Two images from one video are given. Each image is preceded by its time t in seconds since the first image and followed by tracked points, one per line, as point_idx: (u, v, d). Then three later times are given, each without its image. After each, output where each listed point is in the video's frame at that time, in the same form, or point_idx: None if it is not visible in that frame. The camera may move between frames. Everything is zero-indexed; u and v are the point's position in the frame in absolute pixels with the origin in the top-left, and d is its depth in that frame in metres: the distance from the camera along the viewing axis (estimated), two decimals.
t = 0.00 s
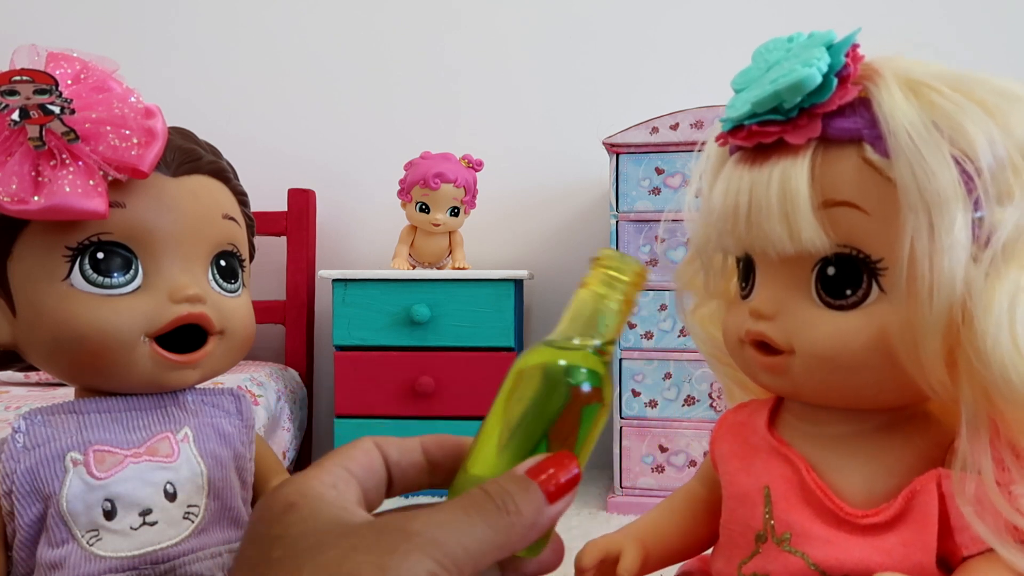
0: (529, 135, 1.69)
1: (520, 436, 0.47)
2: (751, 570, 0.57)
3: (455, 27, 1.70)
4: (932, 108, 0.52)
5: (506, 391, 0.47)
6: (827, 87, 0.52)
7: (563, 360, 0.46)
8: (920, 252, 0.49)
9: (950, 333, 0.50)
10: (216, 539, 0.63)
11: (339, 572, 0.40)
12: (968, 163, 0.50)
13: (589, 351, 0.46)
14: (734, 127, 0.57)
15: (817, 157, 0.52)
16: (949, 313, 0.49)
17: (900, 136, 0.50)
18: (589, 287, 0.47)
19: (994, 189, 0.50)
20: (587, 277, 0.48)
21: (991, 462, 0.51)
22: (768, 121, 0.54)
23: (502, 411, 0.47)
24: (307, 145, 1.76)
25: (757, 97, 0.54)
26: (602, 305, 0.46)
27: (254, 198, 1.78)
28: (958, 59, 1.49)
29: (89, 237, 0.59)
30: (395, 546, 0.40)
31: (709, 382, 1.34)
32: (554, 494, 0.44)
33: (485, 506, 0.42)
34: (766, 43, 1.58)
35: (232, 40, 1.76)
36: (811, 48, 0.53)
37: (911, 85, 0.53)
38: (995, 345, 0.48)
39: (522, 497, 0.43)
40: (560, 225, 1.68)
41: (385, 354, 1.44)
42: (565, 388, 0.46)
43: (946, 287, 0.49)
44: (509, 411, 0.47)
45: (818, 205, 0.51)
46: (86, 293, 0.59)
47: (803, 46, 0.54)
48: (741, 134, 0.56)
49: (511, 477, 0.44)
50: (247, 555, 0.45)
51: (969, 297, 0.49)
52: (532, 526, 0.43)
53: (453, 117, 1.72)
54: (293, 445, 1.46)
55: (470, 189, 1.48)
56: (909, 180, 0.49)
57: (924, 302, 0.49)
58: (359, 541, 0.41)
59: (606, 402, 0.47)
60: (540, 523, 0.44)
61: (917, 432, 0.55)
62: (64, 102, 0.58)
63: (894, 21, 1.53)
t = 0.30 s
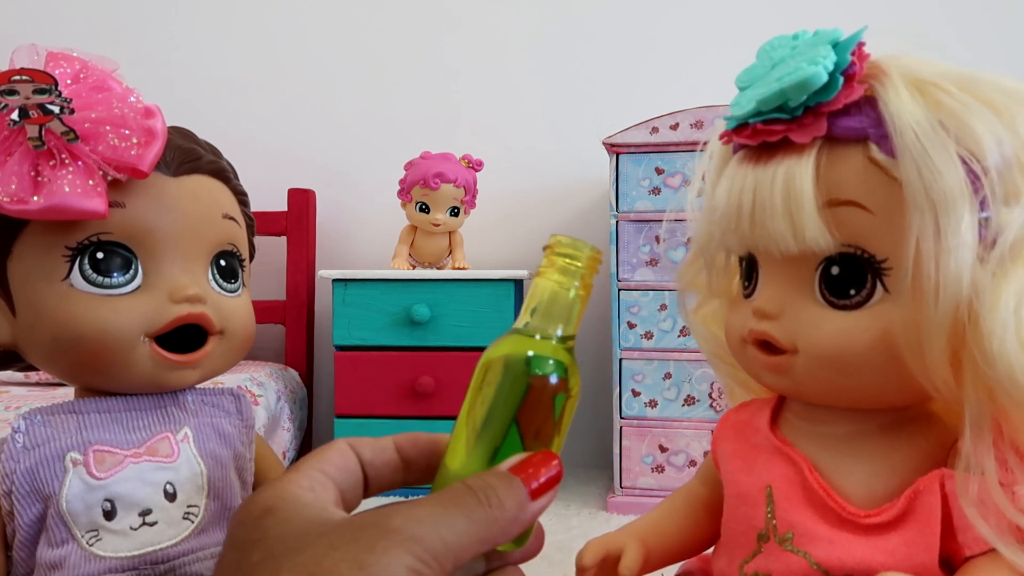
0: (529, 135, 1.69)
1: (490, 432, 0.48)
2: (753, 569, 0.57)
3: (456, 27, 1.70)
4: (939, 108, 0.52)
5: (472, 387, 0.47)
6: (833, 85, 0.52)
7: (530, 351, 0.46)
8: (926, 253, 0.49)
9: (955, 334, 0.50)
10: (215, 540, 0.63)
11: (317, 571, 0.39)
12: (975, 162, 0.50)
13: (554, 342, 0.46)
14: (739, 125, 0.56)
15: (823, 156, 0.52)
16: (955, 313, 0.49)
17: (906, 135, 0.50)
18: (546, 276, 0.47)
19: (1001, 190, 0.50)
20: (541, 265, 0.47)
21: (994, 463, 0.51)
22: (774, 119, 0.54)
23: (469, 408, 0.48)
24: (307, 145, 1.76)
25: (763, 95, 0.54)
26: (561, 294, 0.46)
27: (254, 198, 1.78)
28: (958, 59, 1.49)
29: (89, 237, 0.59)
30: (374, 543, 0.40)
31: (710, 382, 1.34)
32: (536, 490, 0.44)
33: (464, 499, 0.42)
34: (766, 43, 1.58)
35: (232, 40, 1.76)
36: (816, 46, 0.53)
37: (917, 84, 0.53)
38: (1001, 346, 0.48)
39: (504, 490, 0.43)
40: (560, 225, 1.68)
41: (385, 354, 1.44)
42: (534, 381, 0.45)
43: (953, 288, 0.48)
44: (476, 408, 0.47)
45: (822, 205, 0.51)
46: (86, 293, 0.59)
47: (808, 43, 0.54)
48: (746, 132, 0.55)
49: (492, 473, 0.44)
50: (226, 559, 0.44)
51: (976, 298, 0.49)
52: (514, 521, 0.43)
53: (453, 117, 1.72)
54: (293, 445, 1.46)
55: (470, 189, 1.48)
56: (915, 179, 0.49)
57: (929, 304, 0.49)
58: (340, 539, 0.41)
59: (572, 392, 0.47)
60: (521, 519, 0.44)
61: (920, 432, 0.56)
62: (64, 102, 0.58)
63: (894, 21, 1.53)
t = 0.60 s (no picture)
0: (529, 135, 1.69)
1: (484, 427, 0.47)
2: (751, 567, 0.57)
3: (456, 27, 1.70)
4: (929, 108, 0.52)
5: (467, 383, 0.48)
6: (825, 87, 0.52)
7: (525, 346, 0.46)
8: (920, 251, 0.49)
9: (948, 326, 0.50)
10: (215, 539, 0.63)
11: (312, 568, 0.39)
12: (966, 161, 0.50)
13: (549, 336, 0.46)
14: (733, 128, 0.57)
15: (816, 156, 0.52)
16: (948, 308, 0.49)
17: (898, 135, 0.50)
18: (542, 270, 0.46)
19: (991, 188, 0.50)
20: (537, 260, 0.47)
21: (988, 457, 0.51)
22: (767, 121, 0.54)
23: (465, 404, 0.48)
24: (307, 145, 1.76)
25: (756, 98, 0.54)
26: (557, 289, 0.46)
27: (254, 197, 1.78)
28: (957, 59, 1.49)
29: (89, 237, 0.59)
30: (368, 536, 0.40)
31: (710, 382, 1.34)
32: (530, 482, 0.44)
33: (458, 491, 0.42)
34: (766, 43, 1.58)
35: (232, 40, 1.76)
36: (809, 50, 0.53)
37: (908, 85, 0.53)
38: (993, 341, 0.48)
39: (498, 482, 0.42)
40: (560, 225, 1.68)
41: (385, 354, 1.44)
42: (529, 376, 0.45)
43: (945, 284, 0.48)
44: (471, 403, 0.47)
45: (817, 205, 0.51)
46: (86, 293, 0.59)
47: (801, 48, 0.54)
48: (740, 134, 0.56)
49: (486, 465, 0.44)
50: (221, 556, 0.44)
51: (967, 291, 0.49)
52: (508, 513, 0.42)
53: (453, 117, 1.72)
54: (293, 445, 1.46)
55: (470, 189, 1.48)
56: (907, 178, 0.49)
57: (923, 300, 0.49)
58: (334, 534, 0.41)
59: (567, 386, 0.47)
60: (515, 511, 0.43)
61: (915, 429, 0.56)
62: (64, 102, 0.58)
63: (894, 21, 1.53)
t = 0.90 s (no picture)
0: (529, 135, 1.69)
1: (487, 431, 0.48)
2: (752, 566, 0.57)
3: (456, 27, 1.70)
4: (931, 109, 0.52)
5: (472, 390, 0.48)
6: (827, 88, 0.52)
7: (532, 352, 0.46)
8: (920, 249, 0.49)
9: (948, 326, 0.50)
10: (215, 539, 0.63)
11: (314, 567, 0.39)
12: (967, 162, 0.50)
13: (556, 344, 0.46)
14: (735, 128, 0.57)
15: (818, 156, 0.52)
16: (948, 307, 0.49)
17: (899, 135, 0.50)
18: (550, 278, 0.47)
19: (991, 188, 0.50)
20: (546, 267, 0.47)
21: (989, 456, 0.51)
22: (769, 121, 0.54)
23: (470, 409, 0.48)
24: (307, 145, 1.76)
25: (758, 98, 0.54)
26: (563, 297, 0.46)
27: (254, 197, 1.78)
28: (957, 60, 1.50)
29: (90, 237, 0.59)
30: (369, 535, 0.40)
31: (709, 382, 1.34)
32: (532, 485, 0.44)
33: (460, 494, 0.42)
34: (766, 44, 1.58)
35: (232, 40, 1.76)
36: (811, 51, 0.54)
37: (910, 87, 0.53)
38: (994, 340, 0.48)
39: (500, 485, 0.42)
40: (560, 225, 1.68)
41: (385, 354, 1.44)
42: (535, 382, 0.45)
43: (946, 284, 0.49)
44: (476, 409, 0.47)
45: (819, 205, 0.51)
46: (87, 293, 0.59)
47: (803, 49, 0.55)
48: (742, 134, 0.56)
49: (490, 468, 0.44)
50: (224, 554, 0.44)
51: (968, 291, 0.49)
52: (509, 516, 0.43)
53: (453, 117, 1.72)
54: (293, 445, 1.46)
55: (470, 189, 1.48)
56: (909, 178, 0.49)
57: (923, 300, 0.49)
58: (336, 532, 0.41)
59: (573, 394, 0.47)
60: (516, 515, 0.43)
61: (915, 428, 0.56)
62: (66, 102, 0.58)
63: (893, 22, 1.53)
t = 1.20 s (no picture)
0: (529, 135, 1.69)
1: (486, 427, 0.48)
2: (753, 568, 0.57)
3: (455, 27, 1.70)
4: (937, 108, 0.52)
5: (471, 386, 0.48)
6: (831, 86, 0.52)
7: (531, 347, 0.46)
8: (924, 251, 0.49)
9: (953, 328, 0.50)
10: (215, 539, 0.63)
11: (312, 563, 0.39)
12: (973, 162, 0.50)
13: (554, 339, 0.46)
14: (738, 127, 0.57)
15: (821, 156, 0.52)
16: (953, 309, 0.49)
17: (904, 135, 0.50)
18: (548, 273, 0.47)
19: (998, 189, 0.50)
20: (544, 263, 0.47)
21: (992, 460, 0.51)
22: (772, 120, 0.54)
23: (468, 407, 0.48)
24: (307, 145, 1.76)
25: (762, 96, 0.54)
26: (561, 292, 0.46)
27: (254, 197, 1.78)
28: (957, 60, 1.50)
29: (89, 237, 0.59)
30: (368, 531, 0.40)
31: (710, 382, 1.34)
32: (531, 482, 0.44)
33: (459, 489, 0.42)
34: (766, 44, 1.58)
35: (232, 40, 1.76)
36: (815, 48, 0.53)
37: (915, 85, 0.53)
38: (999, 343, 0.48)
39: (499, 480, 0.42)
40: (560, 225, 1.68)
41: (385, 354, 1.44)
42: (535, 377, 0.45)
43: (951, 284, 0.49)
44: (473, 405, 0.47)
45: (822, 205, 0.51)
46: (87, 293, 0.59)
47: (807, 46, 0.54)
48: (745, 133, 0.56)
49: (489, 464, 0.44)
50: (222, 552, 0.44)
51: (973, 293, 0.49)
52: (509, 512, 0.43)
53: (453, 117, 1.72)
54: (293, 444, 1.46)
55: (470, 189, 1.48)
56: (913, 179, 0.49)
57: (928, 302, 0.49)
58: (333, 530, 0.41)
59: (572, 389, 0.47)
60: (516, 510, 0.43)
61: (918, 429, 0.56)
62: (65, 102, 0.58)
63: (894, 21, 1.53)
